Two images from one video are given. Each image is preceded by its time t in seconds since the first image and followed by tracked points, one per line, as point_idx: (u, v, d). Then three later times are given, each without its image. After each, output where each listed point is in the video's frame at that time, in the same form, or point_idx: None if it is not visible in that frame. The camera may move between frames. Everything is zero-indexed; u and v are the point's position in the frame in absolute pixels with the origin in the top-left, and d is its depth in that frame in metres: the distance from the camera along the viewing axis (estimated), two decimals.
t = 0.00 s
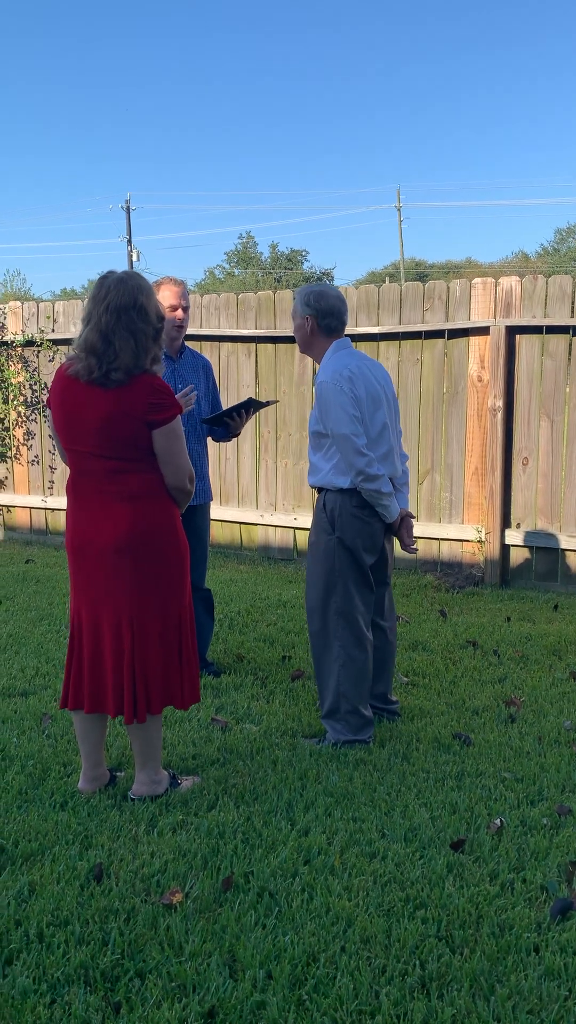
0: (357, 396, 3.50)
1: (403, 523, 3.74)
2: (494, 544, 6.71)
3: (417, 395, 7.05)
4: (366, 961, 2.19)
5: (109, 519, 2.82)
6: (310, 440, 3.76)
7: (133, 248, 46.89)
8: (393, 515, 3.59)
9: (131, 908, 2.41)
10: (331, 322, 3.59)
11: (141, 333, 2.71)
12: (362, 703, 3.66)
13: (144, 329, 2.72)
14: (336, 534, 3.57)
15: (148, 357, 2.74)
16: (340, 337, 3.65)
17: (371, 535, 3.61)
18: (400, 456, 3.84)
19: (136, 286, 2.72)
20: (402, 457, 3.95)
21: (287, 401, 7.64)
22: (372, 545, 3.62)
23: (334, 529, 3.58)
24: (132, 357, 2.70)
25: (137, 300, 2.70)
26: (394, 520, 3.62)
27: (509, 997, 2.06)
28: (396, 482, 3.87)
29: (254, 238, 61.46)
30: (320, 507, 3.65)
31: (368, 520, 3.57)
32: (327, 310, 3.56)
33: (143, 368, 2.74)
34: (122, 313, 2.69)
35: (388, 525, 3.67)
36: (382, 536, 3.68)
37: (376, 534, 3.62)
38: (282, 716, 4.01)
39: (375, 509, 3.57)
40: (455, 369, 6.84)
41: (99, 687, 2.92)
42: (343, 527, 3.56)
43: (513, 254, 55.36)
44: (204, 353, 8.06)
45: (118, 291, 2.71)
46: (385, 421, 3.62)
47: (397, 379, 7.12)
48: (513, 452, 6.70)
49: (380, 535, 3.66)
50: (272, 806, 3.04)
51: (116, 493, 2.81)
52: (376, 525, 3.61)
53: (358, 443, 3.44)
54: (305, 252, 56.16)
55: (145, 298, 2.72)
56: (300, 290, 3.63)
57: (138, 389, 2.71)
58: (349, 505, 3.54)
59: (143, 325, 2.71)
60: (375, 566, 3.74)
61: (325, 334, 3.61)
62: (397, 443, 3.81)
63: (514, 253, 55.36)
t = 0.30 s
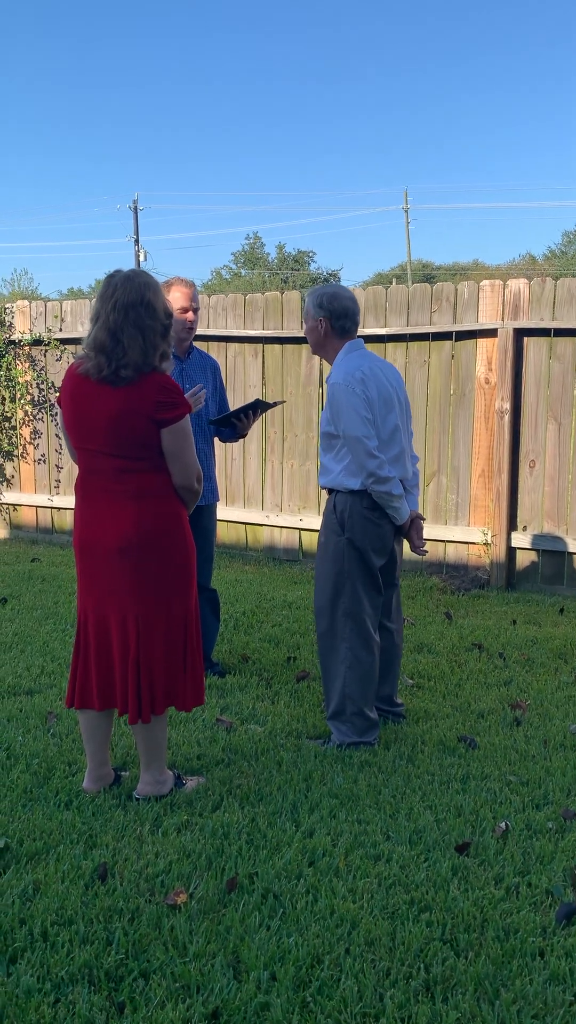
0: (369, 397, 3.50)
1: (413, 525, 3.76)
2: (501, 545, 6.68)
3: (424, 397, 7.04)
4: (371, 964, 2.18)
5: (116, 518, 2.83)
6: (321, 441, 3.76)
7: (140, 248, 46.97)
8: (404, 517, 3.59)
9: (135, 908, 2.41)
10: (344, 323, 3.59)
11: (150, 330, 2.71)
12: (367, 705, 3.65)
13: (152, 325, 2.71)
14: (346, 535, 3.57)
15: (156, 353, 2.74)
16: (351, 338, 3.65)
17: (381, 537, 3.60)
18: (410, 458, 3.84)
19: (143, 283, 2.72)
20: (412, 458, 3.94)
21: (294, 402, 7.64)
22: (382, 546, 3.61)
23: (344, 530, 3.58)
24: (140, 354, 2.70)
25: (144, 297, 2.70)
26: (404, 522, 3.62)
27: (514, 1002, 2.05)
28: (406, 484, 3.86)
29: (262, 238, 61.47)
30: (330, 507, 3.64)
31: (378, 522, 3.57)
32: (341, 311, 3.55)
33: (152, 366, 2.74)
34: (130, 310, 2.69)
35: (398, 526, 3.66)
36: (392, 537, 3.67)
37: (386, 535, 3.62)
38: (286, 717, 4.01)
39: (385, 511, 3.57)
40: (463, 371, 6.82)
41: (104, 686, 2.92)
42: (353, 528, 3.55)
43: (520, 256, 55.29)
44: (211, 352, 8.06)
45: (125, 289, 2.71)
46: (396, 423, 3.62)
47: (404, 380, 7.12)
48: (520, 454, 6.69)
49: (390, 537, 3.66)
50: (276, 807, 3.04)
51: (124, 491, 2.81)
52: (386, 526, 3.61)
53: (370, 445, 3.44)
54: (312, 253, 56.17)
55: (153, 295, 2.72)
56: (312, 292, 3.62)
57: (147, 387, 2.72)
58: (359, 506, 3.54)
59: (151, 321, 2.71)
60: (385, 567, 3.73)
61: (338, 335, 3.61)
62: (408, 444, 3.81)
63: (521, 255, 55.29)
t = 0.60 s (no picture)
0: (377, 397, 3.50)
1: (416, 527, 3.76)
2: (504, 546, 6.68)
3: (428, 397, 7.03)
4: (371, 963, 2.18)
5: (120, 517, 2.83)
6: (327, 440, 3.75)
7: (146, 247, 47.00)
8: (407, 518, 3.59)
9: (136, 906, 2.42)
10: (355, 322, 3.59)
11: (154, 327, 2.71)
12: (369, 704, 3.65)
13: (157, 322, 2.71)
14: (349, 534, 3.57)
15: (161, 350, 2.74)
16: (361, 337, 3.65)
17: (384, 537, 3.60)
18: (416, 459, 3.83)
19: (147, 280, 2.72)
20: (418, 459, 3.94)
21: (298, 401, 7.63)
22: (385, 545, 3.61)
23: (346, 529, 3.57)
24: (145, 351, 2.70)
25: (148, 294, 2.70)
26: (407, 523, 3.61)
27: (514, 1002, 2.05)
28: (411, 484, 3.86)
29: (266, 238, 61.49)
30: (333, 507, 3.64)
31: (382, 522, 3.57)
32: (352, 310, 3.56)
33: (156, 363, 2.75)
34: (134, 308, 2.69)
35: (401, 527, 3.66)
36: (395, 538, 3.67)
37: (389, 536, 3.62)
38: (289, 716, 4.01)
39: (389, 511, 3.57)
40: (467, 371, 6.81)
41: (107, 684, 2.93)
42: (356, 528, 3.55)
43: (525, 257, 55.25)
44: (216, 351, 8.06)
45: (129, 287, 2.71)
46: (403, 423, 3.61)
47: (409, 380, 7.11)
48: (524, 455, 6.68)
49: (393, 537, 3.65)
50: (278, 806, 3.04)
51: (127, 489, 2.82)
52: (389, 526, 3.61)
53: (376, 445, 3.44)
54: (317, 253, 56.16)
55: (157, 292, 2.73)
56: (323, 290, 3.63)
57: (152, 385, 2.72)
58: (363, 506, 3.54)
59: (156, 318, 2.71)
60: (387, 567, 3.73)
61: (348, 334, 3.61)
62: (414, 445, 3.80)
63: (526, 256, 55.24)
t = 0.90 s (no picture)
0: (378, 396, 3.50)
1: (414, 527, 3.75)
2: (501, 546, 6.69)
3: (426, 396, 7.04)
4: (370, 962, 2.18)
5: (121, 517, 2.83)
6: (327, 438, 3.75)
7: (143, 245, 46.96)
8: (406, 518, 3.59)
9: (134, 904, 2.42)
10: (357, 322, 3.59)
11: (154, 325, 2.71)
12: (368, 703, 3.66)
13: (157, 320, 2.71)
14: (347, 534, 3.57)
15: (161, 348, 2.74)
16: (362, 336, 3.65)
17: (383, 536, 3.60)
18: (415, 458, 3.83)
19: (147, 278, 2.72)
20: (418, 458, 3.94)
21: (296, 400, 7.63)
22: (383, 545, 3.61)
23: (345, 529, 3.58)
24: (146, 349, 2.70)
25: (149, 292, 2.70)
26: (406, 523, 3.62)
27: (513, 1001, 2.05)
28: (410, 484, 3.86)
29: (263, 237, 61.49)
30: (332, 506, 3.65)
31: (381, 521, 3.57)
32: (353, 309, 3.56)
33: (157, 361, 2.74)
34: (135, 305, 2.69)
35: (400, 526, 3.66)
36: (393, 538, 3.67)
37: (387, 535, 3.62)
38: (287, 714, 4.02)
39: (387, 511, 3.57)
40: (465, 371, 6.82)
41: (107, 683, 2.93)
42: (355, 527, 3.55)
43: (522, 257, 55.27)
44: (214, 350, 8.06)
45: (129, 284, 2.71)
46: (404, 423, 3.61)
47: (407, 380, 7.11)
48: (522, 455, 6.68)
49: (391, 536, 3.65)
50: (277, 805, 3.04)
51: (127, 488, 2.81)
52: (388, 525, 3.61)
53: (376, 445, 3.44)
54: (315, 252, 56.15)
55: (157, 290, 2.72)
56: (324, 286, 3.62)
57: (152, 383, 2.72)
58: (362, 505, 3.54)
59: (156, 316, 2.71)
60: (386, 567, 3.73)
61: (349, 333, 3.61)
62: (414, 444, 3.81)
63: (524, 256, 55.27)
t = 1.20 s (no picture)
0: (370, 394, 3.49)
1: (406, 525, 3.74)
2: (491, 544, 6.70)
3: (417, 394, 7.04)
4: (364, 960, 2.18)
5: (115, 516, 2.82)
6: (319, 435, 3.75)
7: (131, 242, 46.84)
8: (398, 516, 3.59)
9: (128, 903, 2.41)
10: (349, 319, 3.58)
11: (150, 323, 2.70)
12: (360, 701, 3.66)
13: (152, 318, 2.70)
14: (339, 531, 3.57)
15: (157, 346, 2.73)
16: (355, 334, 3.64)
17: (375, 535, 3.60)
18: (407, 457, 3.84)
19: (143, 275, 2.71)
20: (410, 456, 3.94)
21: (287, 397, 7.62)
22: (375, 542, 3.61)
23: (337, 526, 3.58)
24: (141, 347, 2.69)
25: (144, 290, 2.69)
26: (398, 521, 3.62)
27: (507, 998, 2.06)
28: (402, 482, 3.86)
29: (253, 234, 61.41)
30: (324, 503, 3.65)
31: (373, 519, 3.57)
32: (345, 306, 3.55)
33: (152, 359, 2.73)
34: (130, 303, 2.68)
35: (392, 525, 3.66)
36: (385, 536, 3.67)
37: (380, 534, 3.62)
38: (279, 712, 4.01)
39: (379, 509, 3.57)
40: (456, 369, 6.83)
41: (101, 681, 2.91)
42: (346, 526, 3.55)
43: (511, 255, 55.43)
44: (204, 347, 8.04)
45: (124, 282, 2.70)
46: (396, 421, 3.62)
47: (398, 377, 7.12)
48: (512, 453, 6.70)
49: (383, 534, 3.65)
50: (269, 803, 3.04)
51: (122, 485, 2.80)
52: (380, 523, 3.61)
53: (368, 443, 3.43)
54: (304, 249, 56.11)
55: (152, 288, 2.71)
56: (316, 283, 3.60)
57: (148, 381, 2.71)
58: (354, 504, 3.54)
59: (151, 314, 2.70)
60: (377, 566, 3.73)
61: (342, 330, 3.61)
62: (406, 443, 3.81)
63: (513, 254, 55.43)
